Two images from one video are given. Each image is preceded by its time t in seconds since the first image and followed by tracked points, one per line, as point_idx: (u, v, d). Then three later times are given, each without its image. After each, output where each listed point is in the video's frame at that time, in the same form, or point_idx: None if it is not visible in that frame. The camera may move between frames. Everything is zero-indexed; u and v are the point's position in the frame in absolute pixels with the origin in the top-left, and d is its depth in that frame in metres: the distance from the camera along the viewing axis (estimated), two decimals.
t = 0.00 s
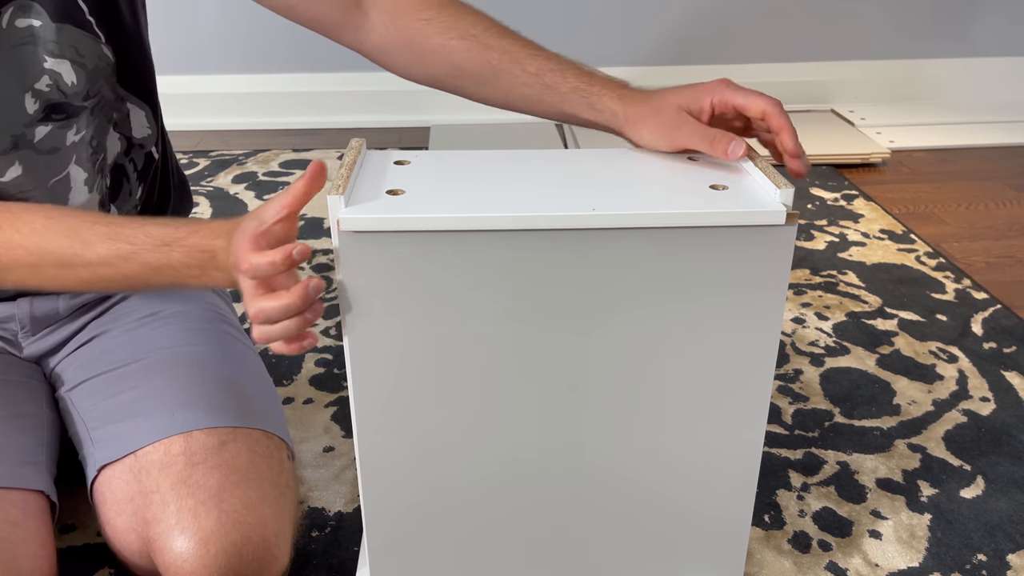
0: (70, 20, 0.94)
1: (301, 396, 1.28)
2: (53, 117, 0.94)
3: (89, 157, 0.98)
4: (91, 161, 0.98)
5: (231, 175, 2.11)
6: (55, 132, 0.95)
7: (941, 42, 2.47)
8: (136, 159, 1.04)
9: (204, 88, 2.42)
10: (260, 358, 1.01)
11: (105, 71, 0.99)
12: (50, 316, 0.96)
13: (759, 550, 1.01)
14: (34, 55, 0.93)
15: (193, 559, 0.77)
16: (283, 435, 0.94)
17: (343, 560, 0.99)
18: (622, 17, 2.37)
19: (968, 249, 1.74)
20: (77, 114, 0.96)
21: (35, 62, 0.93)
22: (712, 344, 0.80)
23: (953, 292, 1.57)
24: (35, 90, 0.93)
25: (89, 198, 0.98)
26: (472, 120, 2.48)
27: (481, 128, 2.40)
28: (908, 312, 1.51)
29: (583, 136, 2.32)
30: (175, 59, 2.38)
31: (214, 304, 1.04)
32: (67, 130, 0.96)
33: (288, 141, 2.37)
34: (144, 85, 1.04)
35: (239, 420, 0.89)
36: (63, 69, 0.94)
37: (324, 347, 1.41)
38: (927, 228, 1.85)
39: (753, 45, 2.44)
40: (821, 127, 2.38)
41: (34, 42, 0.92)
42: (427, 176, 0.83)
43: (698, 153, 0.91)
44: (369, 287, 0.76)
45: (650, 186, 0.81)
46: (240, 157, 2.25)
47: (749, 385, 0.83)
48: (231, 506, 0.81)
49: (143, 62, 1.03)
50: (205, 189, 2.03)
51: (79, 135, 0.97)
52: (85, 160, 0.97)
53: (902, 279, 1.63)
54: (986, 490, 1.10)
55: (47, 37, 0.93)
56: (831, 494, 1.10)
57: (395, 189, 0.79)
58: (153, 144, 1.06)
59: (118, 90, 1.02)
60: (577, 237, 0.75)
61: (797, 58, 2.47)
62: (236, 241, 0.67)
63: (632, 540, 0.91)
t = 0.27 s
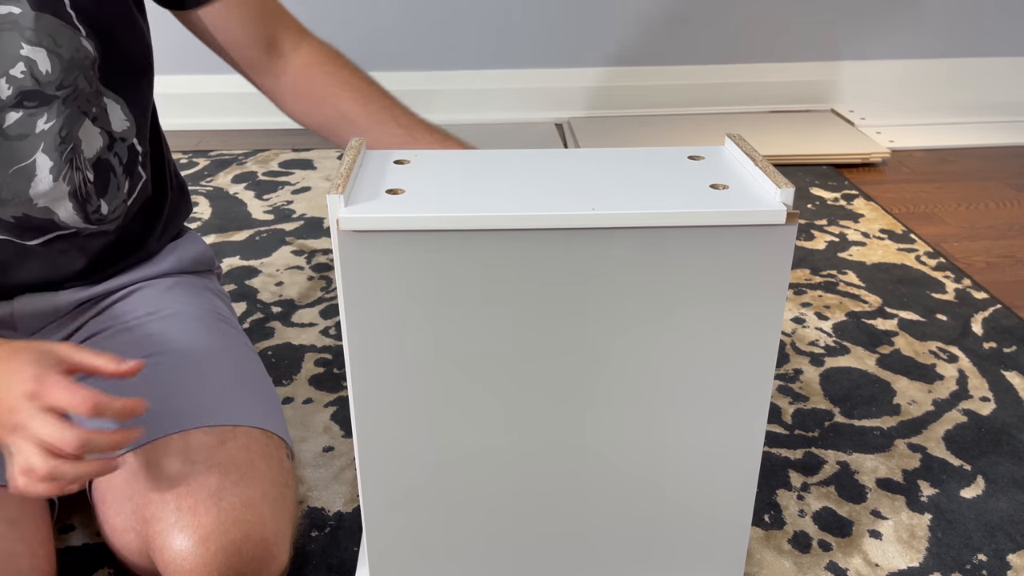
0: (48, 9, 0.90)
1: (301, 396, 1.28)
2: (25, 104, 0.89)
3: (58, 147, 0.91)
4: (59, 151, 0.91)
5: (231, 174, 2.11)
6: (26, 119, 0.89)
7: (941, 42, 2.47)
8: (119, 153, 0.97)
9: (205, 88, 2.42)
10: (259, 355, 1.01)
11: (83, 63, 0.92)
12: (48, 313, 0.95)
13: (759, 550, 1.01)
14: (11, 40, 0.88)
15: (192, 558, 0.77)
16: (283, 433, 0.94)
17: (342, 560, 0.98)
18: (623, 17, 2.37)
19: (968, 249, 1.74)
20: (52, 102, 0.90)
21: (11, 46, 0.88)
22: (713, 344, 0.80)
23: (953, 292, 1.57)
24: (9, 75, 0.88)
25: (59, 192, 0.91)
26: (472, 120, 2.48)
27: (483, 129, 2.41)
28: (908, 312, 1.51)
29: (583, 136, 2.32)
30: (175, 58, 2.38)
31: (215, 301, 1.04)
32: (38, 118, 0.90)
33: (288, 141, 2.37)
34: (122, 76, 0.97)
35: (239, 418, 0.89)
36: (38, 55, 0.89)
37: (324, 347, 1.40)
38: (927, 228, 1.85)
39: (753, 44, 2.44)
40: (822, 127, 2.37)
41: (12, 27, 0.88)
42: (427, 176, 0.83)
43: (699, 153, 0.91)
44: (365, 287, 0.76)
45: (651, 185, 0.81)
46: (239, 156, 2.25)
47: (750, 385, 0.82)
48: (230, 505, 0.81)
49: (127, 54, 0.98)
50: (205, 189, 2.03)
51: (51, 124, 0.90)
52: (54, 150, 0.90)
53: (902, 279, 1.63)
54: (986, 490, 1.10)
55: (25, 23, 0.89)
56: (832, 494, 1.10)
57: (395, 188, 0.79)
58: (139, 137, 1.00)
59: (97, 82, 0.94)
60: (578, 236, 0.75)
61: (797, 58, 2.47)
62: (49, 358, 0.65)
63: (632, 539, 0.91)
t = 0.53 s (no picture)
0: (42, 8, 0.87)
1: (301, 396, 1.28)
2: (11, 100, 0.87)
3: (38, 145, 0.89)
4: (39, 149, 0.89)
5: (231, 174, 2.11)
6: (10, 116, 0.87)
7: (941, 42, 2.47)
8: (98, 152, 0.95)
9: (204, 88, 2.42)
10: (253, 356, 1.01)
11: (72, 64, 0.90)
12: (37, 313, 0.94)
13: (759, 550, 1.01)
14: (1, 37, 0.86)
15: (187, 558, 0.77)
16: (277, 434, 0.94)
17: (342, 560, 0.98)
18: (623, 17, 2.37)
19: (969, 249, 1.74)
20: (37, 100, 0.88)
21: None
22: (713, 344, 0.80)
23: (953, 292, 1.57)
24: None
25: (38, 190, 0.90)
26: (472, 120, 2.48)
27: (479, 128, 2.41)
28: (908, 312, 1.51)
29: (583, 136, 2.32)
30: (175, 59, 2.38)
31: (209, 300, 1.03)
32: (22, 116, 0.88)
33: (288, 141, 2.37)
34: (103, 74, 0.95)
35: (233, 419, 0.89)
36: (28, 53, 0.87)
37: (324, 347, 1.40)
38: (927, 228, 1.85)
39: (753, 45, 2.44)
40: (822, 127, 2.37)
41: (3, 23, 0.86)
42: (426, 176, 0.83)
43: (699, 153, 0.91)
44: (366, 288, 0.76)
45: (651, 186, 0.81)
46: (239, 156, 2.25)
47: (749, 385, 0.82)
48: (225, 505, 0.81)
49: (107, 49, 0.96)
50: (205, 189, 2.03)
51: (34, 122, 0.88)
52: (34, 148, 0.89)
53: (902, 279, 1.63)
54: (986, 490, 1.10)
55: (17, 21, 0.87)
56: (831, 494, 1.10)
57: (395, 188, 0.79)
58: (126, 135, 0.98)
59: (84, 81, 0.92)
60: (579, 236, 0.75)
61: (797, 58, 2.47)
62: None
63: (632, 538, 0.90)
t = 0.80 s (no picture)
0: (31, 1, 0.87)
1: (301, 396, 1.28)
2: None
3: (27, 137, 0.89)
4: (28, 141, 0.89)
5: (231, 174, 2.11)
6: None
7: (942, 43, 2.47)
8: (88, 147, 0.95)
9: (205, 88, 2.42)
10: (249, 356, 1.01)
11: (62, 58, 0.90)
12: (34, 313, 0.94)
13: (760, 550, 1.01)
14: None
15: (184, 560, 0.77)
16: (275, 435, 0.93)
17: (342, 561, 0.98)
18: (623, 17, 2.37)
19: (969, 249, 1.74)
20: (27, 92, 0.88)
21: None
22: (712, 344, 0.80)
23: (954, 292, 1.57)
24: None
25: (28, 182, 0.90)
26: (471, 119, 2.48)
27: (473, 128, 2.41)
28: (908, 312, 1.51)
29: (582, 136, 2.32)
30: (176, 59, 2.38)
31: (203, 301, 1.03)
32: (12, 107, 0.88)
33: (288, 141, 2.37)
34: (97, 67, 0.95)
35: (230, 422, 0.89)
36: (19, 45, 0.87)
37: (324, 347, 1.40)
38: (927, 228, 1.85)
39: (754, 45, 2.44)
40: (822, 127, 2.37)
41: None
42: (427, 176, 0.83)
43: (700, 153, 0.91)
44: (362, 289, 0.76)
45: (651, 185, 0.81)
46: (239, 156, 2.25)
47: (750, 385, 0.82)
48: (223, 508, 0.81)
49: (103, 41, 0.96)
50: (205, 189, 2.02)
51: (24, 114, 0.88)
52: (23, 140, 0.89)
53: (902, 279, 1.63)
54: (987, 490, 1.10)
55: (7, 13, 0.86)
56: (832, 494, 1.10)
57: (395, 188, 0.80)
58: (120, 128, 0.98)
59: (74, 75, 0.92)
60: (581, 236, 0.75)
61: (797, 58, 2.47)
62: None
63: (633, 538, 0.90)
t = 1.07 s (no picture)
0: (25, 41, 0.83)
1: (299, 397, 1.28)
2: None
3: None
4: None
5: (228, 174, 2.10)
6: None
7: (938, 42, 2.48)
8: (76, 189, 0.88)
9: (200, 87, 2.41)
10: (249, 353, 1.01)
11: (49, 99, 0.85)
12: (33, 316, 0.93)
13: (760, 550, 1.01)
14: None
15: (199, 554, 0.77)
16: (278, 427, 0.94)
17: (342, 562, 0.98)
18: (620, 17, 2.37)
19: (966, 248, 1.74)
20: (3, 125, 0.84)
21: None
22: (713, 343, 0.80)
23: (952, 291, 1.57)
24: None
25: None
26: (468, 119, 2.47)
27: (468, 128, 2.41)
28: (906, 310, 1.51)
29: (579, 136, 2.32)
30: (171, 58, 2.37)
31: (202, 302, 1.04)
32: None
33: (284, 140, 2.36)
34: (107, 114, 0.88)
35: (235, 413, 0.89)
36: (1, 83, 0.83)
37: (322, 347, 1.40)
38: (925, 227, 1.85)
39: (751, 44, 2.44)
40: (819, 125, 2.38)
41: None
42: (426, 176, 0.83)
43: (700, 152, 0.91)
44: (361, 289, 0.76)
45: (652, 185, 0.81)
46: (236, 156, 2.24)
47: (751, 384, 0.82)
48: (233, 500, 0.81)
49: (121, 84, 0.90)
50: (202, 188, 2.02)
51: None
52: None
53: (900, 278, 1.63)
54: (986, 489, 1.10)
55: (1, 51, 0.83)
56: (832, 494, 1.10)
57: (395, 188, 0.79)
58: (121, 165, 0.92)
59: (65, 119, 0.86)
60: (582, 236, 0.75)
61: (794, 57, 2.47)
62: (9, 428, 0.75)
63: (633, 538, 0.90)
